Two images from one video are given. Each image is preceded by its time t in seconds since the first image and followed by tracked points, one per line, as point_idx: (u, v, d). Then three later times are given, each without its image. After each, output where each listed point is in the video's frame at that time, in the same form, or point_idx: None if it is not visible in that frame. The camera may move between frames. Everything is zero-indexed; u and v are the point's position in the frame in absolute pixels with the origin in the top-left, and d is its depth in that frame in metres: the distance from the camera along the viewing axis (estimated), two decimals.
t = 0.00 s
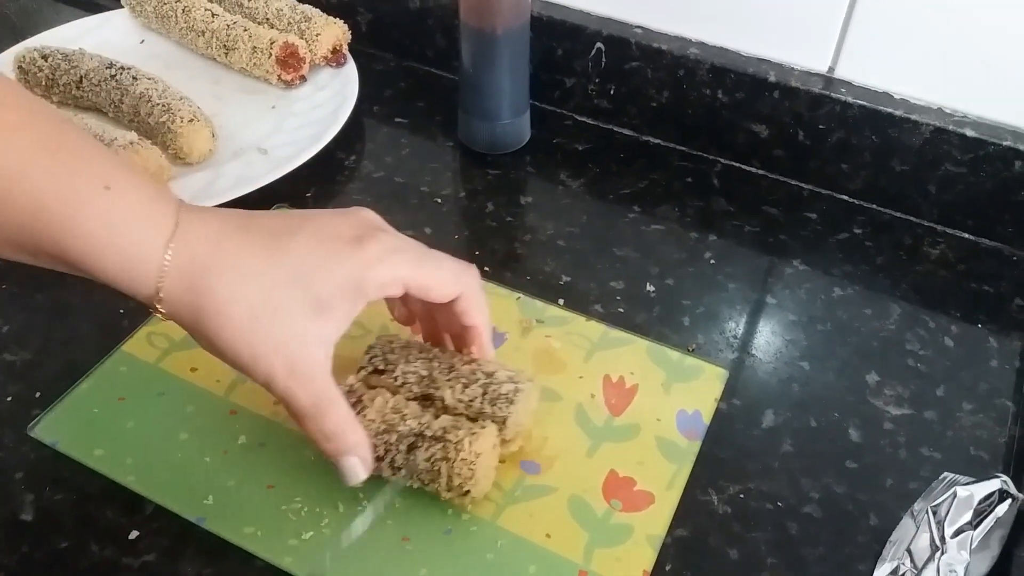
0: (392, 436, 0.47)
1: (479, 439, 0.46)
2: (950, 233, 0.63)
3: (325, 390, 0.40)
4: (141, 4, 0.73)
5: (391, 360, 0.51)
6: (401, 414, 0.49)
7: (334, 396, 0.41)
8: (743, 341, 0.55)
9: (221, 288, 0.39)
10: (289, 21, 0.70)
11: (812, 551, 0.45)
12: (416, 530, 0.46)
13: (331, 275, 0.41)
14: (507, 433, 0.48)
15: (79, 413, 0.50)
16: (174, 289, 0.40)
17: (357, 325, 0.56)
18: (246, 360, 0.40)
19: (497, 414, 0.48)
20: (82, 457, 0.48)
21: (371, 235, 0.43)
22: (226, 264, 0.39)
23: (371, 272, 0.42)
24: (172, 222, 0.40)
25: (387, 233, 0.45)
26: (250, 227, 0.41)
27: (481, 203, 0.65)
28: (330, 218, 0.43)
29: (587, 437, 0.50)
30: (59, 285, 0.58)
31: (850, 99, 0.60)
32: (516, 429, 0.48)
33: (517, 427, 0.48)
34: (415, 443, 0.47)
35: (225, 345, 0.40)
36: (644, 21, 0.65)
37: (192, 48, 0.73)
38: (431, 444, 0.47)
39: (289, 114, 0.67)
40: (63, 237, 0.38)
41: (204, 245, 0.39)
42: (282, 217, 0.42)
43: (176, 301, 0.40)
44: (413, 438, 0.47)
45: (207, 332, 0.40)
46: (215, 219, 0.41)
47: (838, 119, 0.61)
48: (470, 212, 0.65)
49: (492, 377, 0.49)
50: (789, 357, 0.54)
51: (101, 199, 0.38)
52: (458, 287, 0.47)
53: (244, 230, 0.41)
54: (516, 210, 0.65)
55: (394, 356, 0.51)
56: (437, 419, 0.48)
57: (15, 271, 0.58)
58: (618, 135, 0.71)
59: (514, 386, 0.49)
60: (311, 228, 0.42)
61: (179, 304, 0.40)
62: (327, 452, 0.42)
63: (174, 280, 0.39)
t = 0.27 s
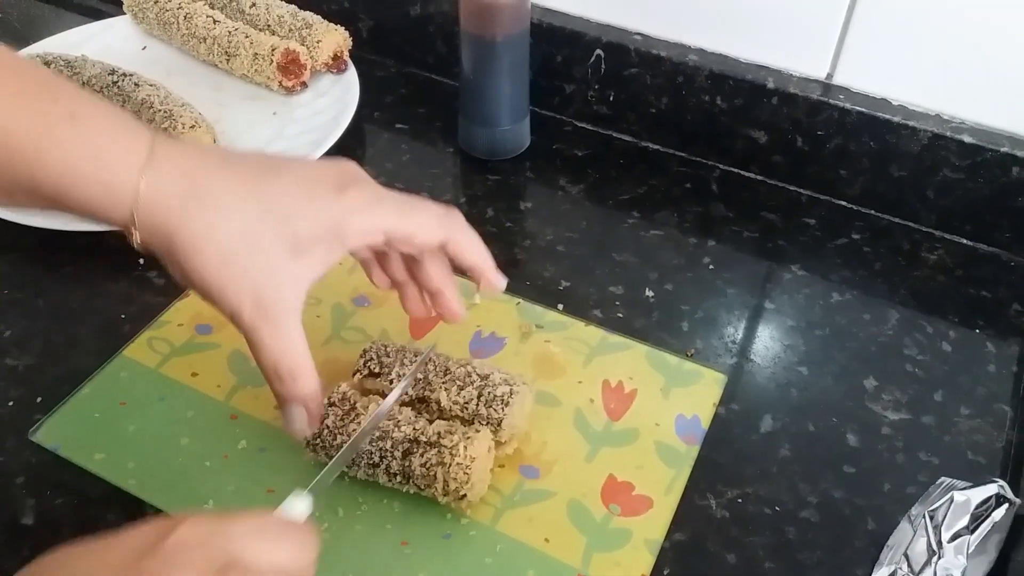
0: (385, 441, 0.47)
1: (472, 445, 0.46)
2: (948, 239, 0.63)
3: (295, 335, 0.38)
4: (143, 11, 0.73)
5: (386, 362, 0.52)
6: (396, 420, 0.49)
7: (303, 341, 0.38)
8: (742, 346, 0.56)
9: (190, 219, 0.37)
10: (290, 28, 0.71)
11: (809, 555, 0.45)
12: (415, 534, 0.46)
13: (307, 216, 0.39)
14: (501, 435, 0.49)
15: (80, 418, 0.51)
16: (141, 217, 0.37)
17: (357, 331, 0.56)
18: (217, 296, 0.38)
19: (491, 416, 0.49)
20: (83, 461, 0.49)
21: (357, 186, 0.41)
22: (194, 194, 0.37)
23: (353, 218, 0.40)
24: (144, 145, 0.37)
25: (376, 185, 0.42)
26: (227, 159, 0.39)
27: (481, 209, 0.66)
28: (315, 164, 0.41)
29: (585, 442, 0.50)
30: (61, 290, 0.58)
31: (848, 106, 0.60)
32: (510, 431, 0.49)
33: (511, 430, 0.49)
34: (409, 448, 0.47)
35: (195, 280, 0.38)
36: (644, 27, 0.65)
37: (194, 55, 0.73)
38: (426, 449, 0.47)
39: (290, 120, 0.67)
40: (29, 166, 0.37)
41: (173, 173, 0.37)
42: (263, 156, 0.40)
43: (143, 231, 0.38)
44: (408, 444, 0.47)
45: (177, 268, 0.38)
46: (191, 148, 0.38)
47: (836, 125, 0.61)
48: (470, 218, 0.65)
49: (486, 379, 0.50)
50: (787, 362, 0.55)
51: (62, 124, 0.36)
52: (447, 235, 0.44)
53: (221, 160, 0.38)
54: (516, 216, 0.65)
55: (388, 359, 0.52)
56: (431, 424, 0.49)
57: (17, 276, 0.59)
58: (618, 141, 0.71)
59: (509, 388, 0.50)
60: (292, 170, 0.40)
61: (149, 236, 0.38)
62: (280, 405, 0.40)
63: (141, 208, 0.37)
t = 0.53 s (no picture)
0: (381, 444, 0.47)
1: (467, 449, 0.46)
2: (943, 241, 0.63)
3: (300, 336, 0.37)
4: (140, 16, 0.74)
5: (382, 366, 0.52)
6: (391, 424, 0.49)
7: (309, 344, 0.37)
8: (738, 349, 0.56)
9: (208, 211, 0.35)
10: (286, 33, 0.71)
11: (805, 558, 0.45)
12: (410, 538, 0.46)
13: (325, 218, 0.38)
14: (496, 439, 0.49)
15: (76, 423, 0.51)
16: (154, 204, 0.35)
17: (353, 334, 0.56)
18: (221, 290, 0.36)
19: (486, 420, 0.49)
20: (79, 466, 0.49)
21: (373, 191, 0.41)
22: (209, 182, 0.35)
23: (369, 226, 0.40)
24: (156, 125, 0.35)
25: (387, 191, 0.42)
26: (246, 149, 0.37)
27: (477, 212, 0.66)
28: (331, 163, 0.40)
29: (581, 446, 0.50)
30: (57, 295, 0.58)
31: (842, 109, 0.60)
32: (505, 435, 0.49)
33: (506, 433, 0.49)
34: (405, 453, 0.47)
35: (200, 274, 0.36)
36: (639, 32, 0.66)
37: (190, 59, 0.73)
38: (421, 454, 0.47)
39: (286, 124, 0.67)
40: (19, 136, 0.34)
41: (192, 161, 0.35)
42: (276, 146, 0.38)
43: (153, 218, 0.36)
44: (403, 447, 0.47)
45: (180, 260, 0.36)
46: (203, 131, 0.36)
47: (830, 128, 0.61)
48: (466, 221, 0.65)
49: (482, 384, 0.50)
50: (783, 364, 0.55)
51: (64, 101, 0.33)
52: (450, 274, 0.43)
53: (240, 151, 0.37)
54: (512, 219, 0.65)
55: (384, 363, 0.52)
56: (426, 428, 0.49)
57: (13, 281, 0.59)
58: (613, 145, 0.71)
59: (504, 391, 0.50)
60: (311, 168, 0.39)
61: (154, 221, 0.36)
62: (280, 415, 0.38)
63: (155, 196, 0.35)
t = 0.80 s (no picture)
0: (383, 437, 0.47)
1: (468, 443, 0.46)
2: (944, 237, 0.63)
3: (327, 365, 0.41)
4: (139, 11, 0.74)
5: (382, 361, 0.52)
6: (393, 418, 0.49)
7: (331, 372, 0.41)
8: (737, 344, 0.56)
9: (241, 255, 0.40)
10: (286, 28, 0.71)
11: (804, 552, 0.45)
12: (410, 532, 0.46)
13: (341, 253, 0.42)
14: (496, 434, 0.49)
15: (75, 418, 0.51)
16: (189, 249, 0.40)
17: (353, 329, 0.56)
18: (255, 328, 0.41)
19: (486, 415, 0.49)
20: (78, 460, 0.49)
21: (392, 226, 0.44)
22: (247, 230, 0.40)
23: (386, 260, 0.43)
24: (195, 178, 0.40)
25: (409, 224, 0.46)
26: (272, 195, 0.42)
27: (477, 208, 0.66)
28: (349, 202, 0.44)
29: (580, 440, 0.50)
30: (57, 290, 0.58)
31: (842, 104, 0.60)
32: (505, 430, 0.49)
33: (507, 427, 0.49)
34: (407, 446, 0.47)
35: (233, 313, 0.41)
36: (639, 27, 0.66)
37: (190, 54, 0.73)
38: (423, 447, 0.47)
39: (286, 119, 0.67)
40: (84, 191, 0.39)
41: (224, 210, 0.40)
42: (309, 187, 0.44)
43: (188, 263, 0.40)
44: (404, 441, 0.47)
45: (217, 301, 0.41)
46: (243, 181, 0.42)
47: (830, 124, 0.61)
48: (466, 217, 0.65)
49: (482, 378, 0.50)
50: (783, 360, 0.55)
51: (119, 159, 0.39)
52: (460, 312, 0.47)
53: (266, 199, 0.41)
54: (512, 214, 0.65)
55: (383, 357, 0.52)
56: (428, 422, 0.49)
57: (12, 276, 0.59)
58: (613, 141, 0.71)
59: (504, 387, 0.50)
60: (333, 207, 0.43)
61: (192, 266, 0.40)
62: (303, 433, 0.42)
63: (191, 242, 0.40)
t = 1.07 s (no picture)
0: (384, 428, 0.48)
1: (468, 437, 0.47)
2: (941, 234, 0.64)
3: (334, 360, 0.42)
4: (143, 10, 0.74)
5: (383, 356, 0.52)
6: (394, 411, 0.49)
7: (337, 367, 0.42)
8: (737, 340, 0.56)
9: (250, 251, 0.40)
10: (289, 27, 0.72)
11: (802, 545, 0.46)
12: (412, 524, 0.46)
13: (349, 249, 0.42)
14: (496, 428, 0.49)
15: (81, 411, 0.51)
16: (197, 242, 0.40)
17: (355, 325, 0.57)
18: (263, 322, 0.41)
19: (486, 410, 0.49)
20: (84, 453, 0.49)
21: (400, 221, 0.45)
22: (256, 226, 0.41)
23: (394, 255, 0.44)
24: (204, 172, 0.40)
25: (417, 219, 0.46)
26: (281, 190, 0.42)
27: (478, 205, 0.66)
28: (357, 197, 0.44)
29: (581, 434, 0.50)
30: (62, 285, 0.59)
31: (841, 103, 0.60)
32: (505, 425, 0.49)
33: (506, 422, 0.49)
34: (408, 437, 0.48)
35: (241, 306, 0.42)
36: (639, 26, 0.66)
37: (194, 53, 0.74)
38: (424, 439, 0.47)
39: (289, 117, 0.68)
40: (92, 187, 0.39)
41: (233, 205, 0.40)
42: (318, 181, 0.44)
43: (196, 256, 0.41)
44: (405, 434, 0.48)
45: (225, 294, 0.42)
46: (252, 176, 0.42)
47: (829, 122, 0.62)
48: (467, 214, 0.66)
49: (481, 374, 0.51)
50: (781, 355, 0.55)
51: (126, 153, 0.39)
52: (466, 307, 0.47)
53: (274, 194, 0.42)
54: (513, 212, 0.66)
55: (384, 353, 0.52)
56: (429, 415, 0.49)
57: (18, 271, 0.59)
58: (614, 139, 0.72)
59: (504, 382, 0.50)
60: (341, 202, 0.43)
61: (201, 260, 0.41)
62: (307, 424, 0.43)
63: (199, 236, 0.40)
